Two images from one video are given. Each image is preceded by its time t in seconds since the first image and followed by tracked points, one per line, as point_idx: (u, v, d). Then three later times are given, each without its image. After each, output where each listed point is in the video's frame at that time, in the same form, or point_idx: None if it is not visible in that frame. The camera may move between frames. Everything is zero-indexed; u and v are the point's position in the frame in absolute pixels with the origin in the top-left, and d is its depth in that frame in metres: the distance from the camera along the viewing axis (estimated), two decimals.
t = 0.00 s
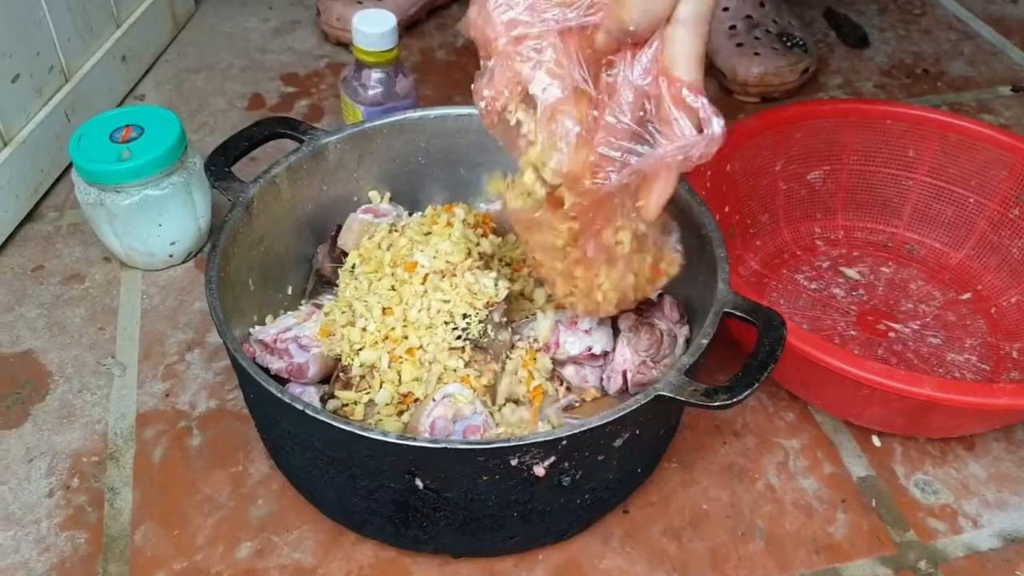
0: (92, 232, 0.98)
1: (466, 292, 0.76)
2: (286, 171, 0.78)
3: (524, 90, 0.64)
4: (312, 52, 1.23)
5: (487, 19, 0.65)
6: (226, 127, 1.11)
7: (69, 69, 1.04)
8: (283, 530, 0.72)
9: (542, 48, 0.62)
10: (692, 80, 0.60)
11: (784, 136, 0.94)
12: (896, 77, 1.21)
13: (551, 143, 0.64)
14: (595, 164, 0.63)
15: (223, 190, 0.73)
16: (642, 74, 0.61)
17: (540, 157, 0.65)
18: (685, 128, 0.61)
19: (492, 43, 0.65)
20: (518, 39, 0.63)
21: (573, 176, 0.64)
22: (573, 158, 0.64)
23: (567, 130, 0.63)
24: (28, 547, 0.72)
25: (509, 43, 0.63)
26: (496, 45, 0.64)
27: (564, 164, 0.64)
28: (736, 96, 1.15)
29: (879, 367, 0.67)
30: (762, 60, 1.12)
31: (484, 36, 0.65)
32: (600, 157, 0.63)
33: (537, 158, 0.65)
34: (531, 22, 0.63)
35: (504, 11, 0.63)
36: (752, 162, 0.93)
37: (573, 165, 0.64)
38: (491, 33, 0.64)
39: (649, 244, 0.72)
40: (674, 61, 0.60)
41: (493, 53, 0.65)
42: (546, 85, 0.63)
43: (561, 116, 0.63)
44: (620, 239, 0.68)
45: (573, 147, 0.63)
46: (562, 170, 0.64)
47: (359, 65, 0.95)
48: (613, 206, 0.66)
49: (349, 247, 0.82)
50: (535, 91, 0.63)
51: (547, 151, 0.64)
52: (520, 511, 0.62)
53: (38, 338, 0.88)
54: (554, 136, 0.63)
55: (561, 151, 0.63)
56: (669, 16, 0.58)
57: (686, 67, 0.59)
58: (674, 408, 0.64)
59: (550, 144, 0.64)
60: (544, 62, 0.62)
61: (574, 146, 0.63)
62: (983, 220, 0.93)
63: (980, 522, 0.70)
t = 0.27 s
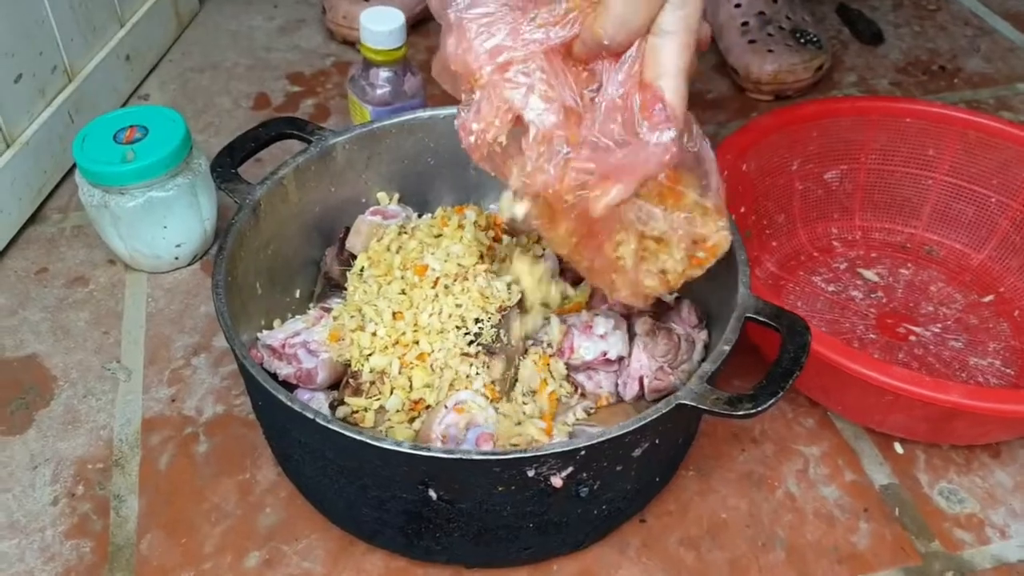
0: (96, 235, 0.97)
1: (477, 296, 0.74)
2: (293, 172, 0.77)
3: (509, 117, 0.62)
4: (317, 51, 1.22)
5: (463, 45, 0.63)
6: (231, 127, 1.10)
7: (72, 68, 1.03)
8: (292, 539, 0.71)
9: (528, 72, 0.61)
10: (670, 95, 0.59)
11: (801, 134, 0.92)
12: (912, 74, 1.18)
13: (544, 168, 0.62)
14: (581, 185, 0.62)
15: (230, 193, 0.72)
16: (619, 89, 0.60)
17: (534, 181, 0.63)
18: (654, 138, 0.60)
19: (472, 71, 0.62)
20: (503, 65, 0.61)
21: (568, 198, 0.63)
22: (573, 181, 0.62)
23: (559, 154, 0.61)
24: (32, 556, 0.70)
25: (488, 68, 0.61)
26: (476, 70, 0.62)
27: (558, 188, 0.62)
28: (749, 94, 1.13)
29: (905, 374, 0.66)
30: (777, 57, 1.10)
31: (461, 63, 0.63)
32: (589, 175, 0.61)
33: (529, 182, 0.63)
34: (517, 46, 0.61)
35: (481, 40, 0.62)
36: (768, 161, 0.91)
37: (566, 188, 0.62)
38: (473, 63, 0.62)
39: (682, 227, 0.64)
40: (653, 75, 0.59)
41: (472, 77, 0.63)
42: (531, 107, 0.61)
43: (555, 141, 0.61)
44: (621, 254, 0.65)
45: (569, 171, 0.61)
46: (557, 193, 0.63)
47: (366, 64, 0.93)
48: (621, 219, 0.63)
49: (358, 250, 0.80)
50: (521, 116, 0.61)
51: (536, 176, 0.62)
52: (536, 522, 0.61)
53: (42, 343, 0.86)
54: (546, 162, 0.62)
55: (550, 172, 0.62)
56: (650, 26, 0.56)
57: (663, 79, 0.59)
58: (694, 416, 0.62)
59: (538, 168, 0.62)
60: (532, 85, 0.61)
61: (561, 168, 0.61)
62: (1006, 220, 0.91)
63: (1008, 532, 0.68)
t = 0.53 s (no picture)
0: (100, 237, 0.96)
1: (489, 298, 0.72)
2: (300, 171, 0.75)
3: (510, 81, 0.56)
4: (322, 51, 1.20)
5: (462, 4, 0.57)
6: (235, 128, 1.09)
7: (75, 68, 1.02)
8: (301, 549, 0.69)
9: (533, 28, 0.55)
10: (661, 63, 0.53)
11: (818, 133, 0.90)
12: (927, 72, 1.16)
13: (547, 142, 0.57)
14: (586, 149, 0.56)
15: (235, 192, 0.70)
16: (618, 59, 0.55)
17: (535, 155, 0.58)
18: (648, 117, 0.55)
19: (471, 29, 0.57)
20: (505, 24, 0.55)
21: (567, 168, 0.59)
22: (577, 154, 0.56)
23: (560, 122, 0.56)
24: (37, 566, 0.69)
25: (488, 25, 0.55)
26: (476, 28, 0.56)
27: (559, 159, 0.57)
28: (762, 93, 1.11)
29: (933, 379, 0.64)
30: (790, 54, 1.07)
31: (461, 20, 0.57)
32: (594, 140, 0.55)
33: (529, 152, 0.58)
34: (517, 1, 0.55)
35: None
36: (784, 160, 0.89)
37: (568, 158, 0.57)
38: (473, 21, 0.56)
39: (685, 204, 0.62)
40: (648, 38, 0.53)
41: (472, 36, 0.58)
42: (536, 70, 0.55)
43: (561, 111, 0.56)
44: (619, 228, 0.63)
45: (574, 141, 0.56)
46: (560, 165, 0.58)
47: (374, 60, 0.91)
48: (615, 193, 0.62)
49: (366, 251, 0.79)
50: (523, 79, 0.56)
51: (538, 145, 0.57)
52: (551, 532, 0.60)
53: (46, 347, 0.85)
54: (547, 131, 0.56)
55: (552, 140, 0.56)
56: None
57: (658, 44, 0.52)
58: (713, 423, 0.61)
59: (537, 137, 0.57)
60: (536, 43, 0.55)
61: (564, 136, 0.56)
62: None
63: None
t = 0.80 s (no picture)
0: (103, 238, 0.95)
1: (499, 301, 0.71)
2: (305, 171, 0.74)
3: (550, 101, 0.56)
4: (325, 49, 1.19)
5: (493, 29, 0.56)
6: (238, 127, 1.07)
7: (78, 67, 1.00)
8: (307, 555, 0.68)
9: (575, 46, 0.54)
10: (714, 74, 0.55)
11: (830, 131, 0.89)
12: (936, 69, 1.14)
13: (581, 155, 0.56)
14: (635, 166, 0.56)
15: (240, 193, 0.69)
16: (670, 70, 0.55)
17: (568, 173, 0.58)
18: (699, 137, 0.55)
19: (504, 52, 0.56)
20: (545, 48, 0.55)
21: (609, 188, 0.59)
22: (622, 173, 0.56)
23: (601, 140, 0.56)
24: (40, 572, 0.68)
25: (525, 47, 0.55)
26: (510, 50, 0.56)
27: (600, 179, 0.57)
28: (769, 91, 1.10)
29: (957, 385, 0.63)
30: (798, 52, 1.06)
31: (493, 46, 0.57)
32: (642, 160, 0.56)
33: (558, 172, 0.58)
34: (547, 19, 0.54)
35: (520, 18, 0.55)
36: (796, 159, 0.88)
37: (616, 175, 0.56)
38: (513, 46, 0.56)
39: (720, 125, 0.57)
40: (701, 51, 0.55)
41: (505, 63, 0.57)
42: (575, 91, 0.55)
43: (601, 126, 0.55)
44: (675, 229, 0.61)
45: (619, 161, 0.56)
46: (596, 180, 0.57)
47: (379, 58, 0.90)
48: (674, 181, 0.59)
49: (371, 253, 0.77)
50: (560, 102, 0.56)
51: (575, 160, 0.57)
52: (564, 542, 0.58)
53: (49, 349, 0.84)
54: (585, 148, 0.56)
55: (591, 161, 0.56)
56: None
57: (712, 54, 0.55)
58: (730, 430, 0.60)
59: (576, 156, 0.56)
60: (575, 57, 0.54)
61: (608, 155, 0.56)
62: None
63: None
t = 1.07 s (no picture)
0: (106, 237, 0.94)
1: (504, 301, 0.70)
2: (306, 169, 0.73)
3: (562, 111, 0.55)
4: (329, 47, 1.18)
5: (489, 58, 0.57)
6: (241, 126, 1.07)
7: (80, 65, 1.00)
8: (312, 558, 0.68)
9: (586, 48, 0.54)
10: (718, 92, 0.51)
11: (838, 129, 0.88)
12: (944, 67, 1.13)
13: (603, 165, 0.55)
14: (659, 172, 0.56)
15: (240, 191, 0.69)
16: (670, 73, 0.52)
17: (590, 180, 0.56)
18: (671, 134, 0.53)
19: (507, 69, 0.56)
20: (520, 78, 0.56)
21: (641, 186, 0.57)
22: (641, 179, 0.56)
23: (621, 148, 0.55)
24: None
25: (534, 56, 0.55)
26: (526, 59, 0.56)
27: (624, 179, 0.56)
28: (774, 88, 1.09)
29: (968, 385, 0.62)
30: (804, 49, 1.05)
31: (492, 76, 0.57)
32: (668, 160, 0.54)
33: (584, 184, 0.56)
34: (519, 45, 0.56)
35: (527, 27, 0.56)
36: (804, 157, 0.87)
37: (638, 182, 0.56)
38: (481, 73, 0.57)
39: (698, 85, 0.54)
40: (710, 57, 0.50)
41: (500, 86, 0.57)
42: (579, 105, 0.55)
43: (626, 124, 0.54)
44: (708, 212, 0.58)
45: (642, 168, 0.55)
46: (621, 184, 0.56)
47: (381, 56, 0.89)
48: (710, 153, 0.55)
49: (375, 252, 0.77)
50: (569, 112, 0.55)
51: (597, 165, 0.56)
52: (571, 546, 0.58)
53: (52, 349, 0.83)
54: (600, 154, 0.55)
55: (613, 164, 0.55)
56: None
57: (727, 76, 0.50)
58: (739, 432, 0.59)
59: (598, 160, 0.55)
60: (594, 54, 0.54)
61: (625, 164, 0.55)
62: None
63: None
